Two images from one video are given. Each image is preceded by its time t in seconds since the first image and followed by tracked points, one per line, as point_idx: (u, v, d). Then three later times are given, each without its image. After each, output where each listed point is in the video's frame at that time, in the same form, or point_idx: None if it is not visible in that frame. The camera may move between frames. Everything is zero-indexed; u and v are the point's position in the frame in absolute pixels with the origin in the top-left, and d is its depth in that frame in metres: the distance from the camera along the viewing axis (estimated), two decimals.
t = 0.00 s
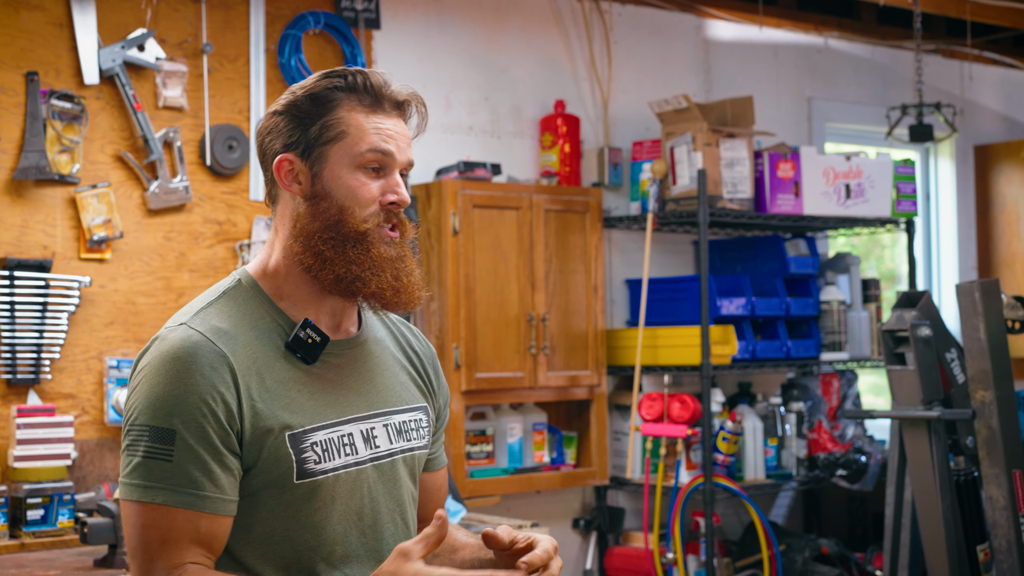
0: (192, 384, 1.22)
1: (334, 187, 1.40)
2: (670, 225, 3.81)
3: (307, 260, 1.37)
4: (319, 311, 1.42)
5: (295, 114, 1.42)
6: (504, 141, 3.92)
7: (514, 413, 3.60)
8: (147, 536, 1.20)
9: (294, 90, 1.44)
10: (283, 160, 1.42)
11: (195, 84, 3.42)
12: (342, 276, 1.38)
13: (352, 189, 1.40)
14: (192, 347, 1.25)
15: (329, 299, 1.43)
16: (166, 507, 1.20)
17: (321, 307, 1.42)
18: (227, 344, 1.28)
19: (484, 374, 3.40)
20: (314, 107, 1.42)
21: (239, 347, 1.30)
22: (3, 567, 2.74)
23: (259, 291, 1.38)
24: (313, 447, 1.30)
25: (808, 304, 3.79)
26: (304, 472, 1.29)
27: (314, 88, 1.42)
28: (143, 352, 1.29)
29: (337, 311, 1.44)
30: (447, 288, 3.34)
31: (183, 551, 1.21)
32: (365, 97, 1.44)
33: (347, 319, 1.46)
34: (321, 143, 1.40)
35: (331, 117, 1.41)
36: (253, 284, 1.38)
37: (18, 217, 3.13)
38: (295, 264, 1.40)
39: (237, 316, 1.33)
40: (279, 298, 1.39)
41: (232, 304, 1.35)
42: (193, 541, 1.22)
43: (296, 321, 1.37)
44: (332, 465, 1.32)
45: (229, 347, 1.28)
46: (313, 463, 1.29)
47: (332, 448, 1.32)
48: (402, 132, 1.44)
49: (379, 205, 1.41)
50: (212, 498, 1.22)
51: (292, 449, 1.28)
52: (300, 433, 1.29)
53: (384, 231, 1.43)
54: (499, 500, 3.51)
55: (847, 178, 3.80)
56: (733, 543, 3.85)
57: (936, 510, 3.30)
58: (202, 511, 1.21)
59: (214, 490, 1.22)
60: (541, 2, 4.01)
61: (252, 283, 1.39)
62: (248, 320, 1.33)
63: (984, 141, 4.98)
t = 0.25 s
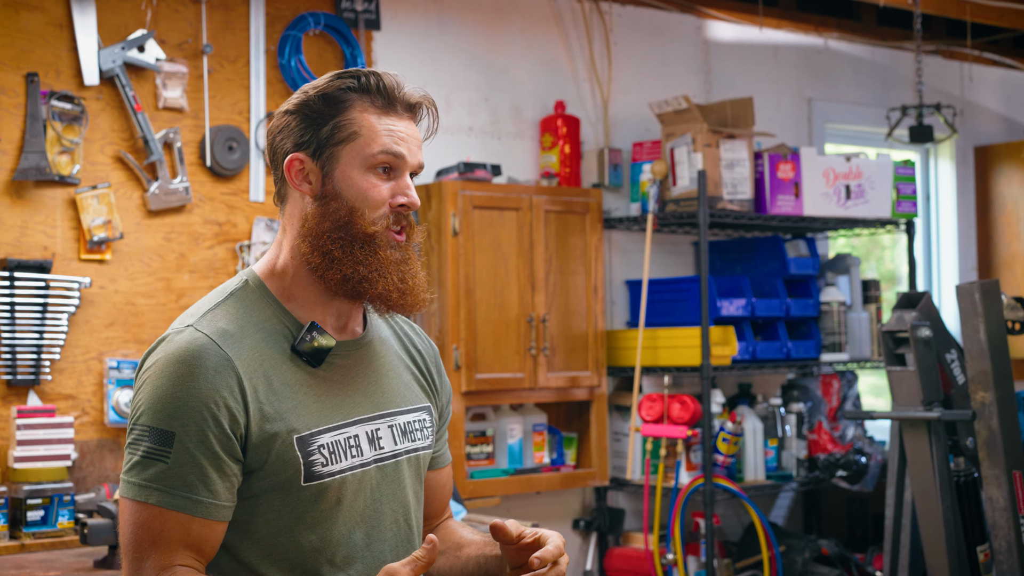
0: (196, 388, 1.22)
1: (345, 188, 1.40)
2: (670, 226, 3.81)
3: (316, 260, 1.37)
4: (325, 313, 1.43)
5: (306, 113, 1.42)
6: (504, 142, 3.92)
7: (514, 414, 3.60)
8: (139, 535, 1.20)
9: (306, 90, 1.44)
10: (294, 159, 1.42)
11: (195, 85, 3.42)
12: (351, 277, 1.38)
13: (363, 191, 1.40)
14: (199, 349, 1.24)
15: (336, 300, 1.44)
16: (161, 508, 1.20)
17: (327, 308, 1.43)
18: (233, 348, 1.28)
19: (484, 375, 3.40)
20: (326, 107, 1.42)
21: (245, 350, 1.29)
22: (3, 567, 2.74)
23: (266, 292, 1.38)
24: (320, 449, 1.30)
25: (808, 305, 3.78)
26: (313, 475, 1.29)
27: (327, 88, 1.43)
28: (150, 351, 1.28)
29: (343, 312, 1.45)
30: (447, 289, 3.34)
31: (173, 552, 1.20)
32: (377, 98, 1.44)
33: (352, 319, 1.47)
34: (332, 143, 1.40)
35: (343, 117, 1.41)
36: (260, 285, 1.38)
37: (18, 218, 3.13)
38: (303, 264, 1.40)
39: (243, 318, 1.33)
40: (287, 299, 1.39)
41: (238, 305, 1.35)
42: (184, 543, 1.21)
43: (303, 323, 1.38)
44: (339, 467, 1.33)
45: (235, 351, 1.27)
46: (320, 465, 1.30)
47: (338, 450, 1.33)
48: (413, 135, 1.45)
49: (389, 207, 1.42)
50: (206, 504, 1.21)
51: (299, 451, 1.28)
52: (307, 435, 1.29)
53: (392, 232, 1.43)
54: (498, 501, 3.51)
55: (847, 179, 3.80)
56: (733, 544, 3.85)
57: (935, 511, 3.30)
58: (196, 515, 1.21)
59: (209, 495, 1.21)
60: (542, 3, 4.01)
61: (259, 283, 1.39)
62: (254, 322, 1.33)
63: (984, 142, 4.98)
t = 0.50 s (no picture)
0: (198, 388, 1.21)
1: (346, 188, 1.40)
2: (670, 226, 3.81)
3: (316, 260, 1.37)
4: (325, 312, 1.43)
5: (307, 113, 1.42)
6: (504, 143, 3.92)
7: (514, 414, 3.60)
8: (142, 535, 1.20)
9: (306, 89, 1.44)
10: (294, 159, 1.42)
11: (195, 85, 3.42)
12: (351, 277, 1.38)
13: (363, 190, 1.40)
14: (200, 350, 1.24)
15: (336, 300, 1.44)
16: (164, 509, 1.19)
17: (328, 307, 1.43)
18: (234, 348, 1.28)
19: (484, 375, 3.40)
20: (327, 107, 1.42)
21: (246, 350, 1.29)
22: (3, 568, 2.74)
23: (267, 292, 1.38)
24: (322, 449, 1.30)
25: (808, 305, 3.78)
26: (315, 475, 1.29)
27: (327, 88, 1.43)
28: (151, 352, 1.28)
29: (343, 312, 1.45)
30: (447, 289, 3.34)
31: (177, 552, 1.20)
32: (378, 98, 1.44)
33: (352, 319, 1.47)
34: (333, 143, 1.40)
35: (343, 117, 1.41)
36: (260, 285, 1.38)
37: (18, 218, 3.13)
38: (304, 264, 1.40)
39: (244, 318, 1.33)
40: (288, 299, 1.39)
41: (240, 305, 1.35)
42: (188, 543, 1.21)
43: (304, 323, 1.38)
44: (341, 467, 1.33)
45: (236, 352, 1.27)
46: (322, 465, 1.30)
47: (340, 450, 1.33)
48: (413, 134, 1.45)
49: (389, 207, 1.42)
50: (208, 503, 1.21)
51: (301, 451, 1.28)
52: (309, 435, 1.29)
53: (392, 232, 1.43)
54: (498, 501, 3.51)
55: (847, 179, 3.80)
56: (733, 544, 3.85)
57: (936, 511, 3.30)
58: (199, 515, 1.20)
59: (212, 494, 1.21)
60: (541, 3, 4.01)
61: (260, 284, 1.39)
62: (255, 322, 1.33)
63: (984, 143, 4.98)
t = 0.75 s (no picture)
0: (197, 389, 1.21)
1: (343, 188, 1.40)
2: (670, 226, 3.81)
3: (314, 261, 1.37)
4: (324, 313, 1.43)
5: (305, 114, 1.42)
6: (504, 142, 3.92)
7: (514, 414, 3.60)
8: (141, 536, 1.20)
9: (304, 90, 1.44)
10: (292, 160, 1.42)
11: (195, 85, 3.42)
12: (350, 277, 1.38)
13: (361, 191, 1.40)
14: (199, 350, 1.24)
15: (334, 301, 1.44)
16: (163, 510, 1.19)
17: (326, 308, 1.43)
18: (233, 348, 1.28)
19: (484, 375, 3.40)
20: (325, 108, 1.42)
21: (244, 350, 1.29)
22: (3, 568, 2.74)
23: (265, 292, 1.38)
24: (321, 449, 1.30)
25: (808, 305, 3.78)
26: (314, 474, 1.29)
27: (325, 88, 1.43)
28: (150, 353, 1.28)
29: (341, 312, 1.45)
30: (447, 289, 3.33)
31: (175, 552, 1.20)
32: (376, 99, 1.44)
33: (350, 319, 1.47)
34: (331, 144, 1.40)
35: (341, 118, 1.41)
36: (259, 285, 1.38)
37: (18, 218, 3.13)
38: (301, 265, 1.40)
39: (243, 318, 1.33)
40: (286, 300, 1.39)
41: (238, 305, 1.35)
42: (186, 543, 1.21)
43: (302, 323, 1.38)
44: (340, 466, 1.33)
45: (235, 352, 1.27)
46: (322, 464, 1.30)
47: (339, 449, 1.33)
48: (411, 135, 1.45)
49: (387, 207, 1.42)
50: (207, 503, 1.21)
51: (300, 451, 1.28)
52: (308, 435, 1.29)
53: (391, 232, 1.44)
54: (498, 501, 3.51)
55: (847, 179, 3.80)
56: (733, 545, 3.85)
57: (935, 511, 3.30)
58: (197, 516, 1.20)
59: (210, 494, 1.21)
60: (541, 3, 4.01)
61: (258, 284, 1.39)
62: (253, 322, 1.33)
63: (984, 143, 4.98)
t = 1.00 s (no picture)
0: (197, 387, 1.22)
1: (342, 189, 1.40)
2: (670, 226, 3.81)
3: (314, 261, 1.38)
4: (323, 313, 1.43)
5: (304, 114, 1.42)
6: (504, 142, 3.92)
7: (514, 415, 3.60)
8: (141, 534, 1.20)
9: (302, 90, 1.44)
10: (291, 160, 1.42)
11: (195, 85, 3.42)
12: (349, 278, 1.39)
13: (361, 191, 1.40)
14: (198, 350, 1.24)
15: (334, 300, 1.44)
16: (165, 508, 1.19)
17: (326, 308, 1.43)
18: (232, 348, 1.28)
19: (485, 375, 3.40)
20: (324, 108, 1.42)
21: (244, 350, 1.30)
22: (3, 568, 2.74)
23: (264, 292, 1.38)
24: (320, 449, 1.31)
25: (808, 305, 3.78)
26: (313, 474, 1.29)
27: (323, 89, 1.42)
28: (149, 354, 1.28)
29: (340, 312, 1.45)
30: (447, 290, 3.33)
31: (173, 549, 1.20)
32: (375, 99, 1.44)
33: (350, 319, 1.47)
34: (330, 144, 1.40)
35: (340, 118, 1.41)
36: (258, 285, 1.38)
37: (18, 218, 3.13)
38: (300, 265, 1.40)
39: (243, 318, 1.33)
40: (285, 299, 1.40)
41: (237, 305, 1.35)
42: (185, 541, 1.21)
43: (301, 323, 1.38)
44: (339, 467, 1.33)
45: (234, 351, 1.28)
46: (321, 464, 1.30)
47: (338, 450, 1.33)
48: (410, 135, 1.45)
49: (387, 208, 1.42)
50: (208, 501, 1.21)
51: (299, 451, 1.28)
52: (307, 435, 1.30)
53: (391, 233, 1.44)
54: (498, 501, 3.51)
55: (847, 179, 3.80)
56: (733, 545, 3.85)
57: (936, 511, 3.30)
58: (198, 514, 1.20)
59: (211, 492, 1.21)
60: (541, 3, 4.01)
61: (257, 285, 1.39)
62: (252, 322, 1.33)
63: (984, 143, 4.98)
